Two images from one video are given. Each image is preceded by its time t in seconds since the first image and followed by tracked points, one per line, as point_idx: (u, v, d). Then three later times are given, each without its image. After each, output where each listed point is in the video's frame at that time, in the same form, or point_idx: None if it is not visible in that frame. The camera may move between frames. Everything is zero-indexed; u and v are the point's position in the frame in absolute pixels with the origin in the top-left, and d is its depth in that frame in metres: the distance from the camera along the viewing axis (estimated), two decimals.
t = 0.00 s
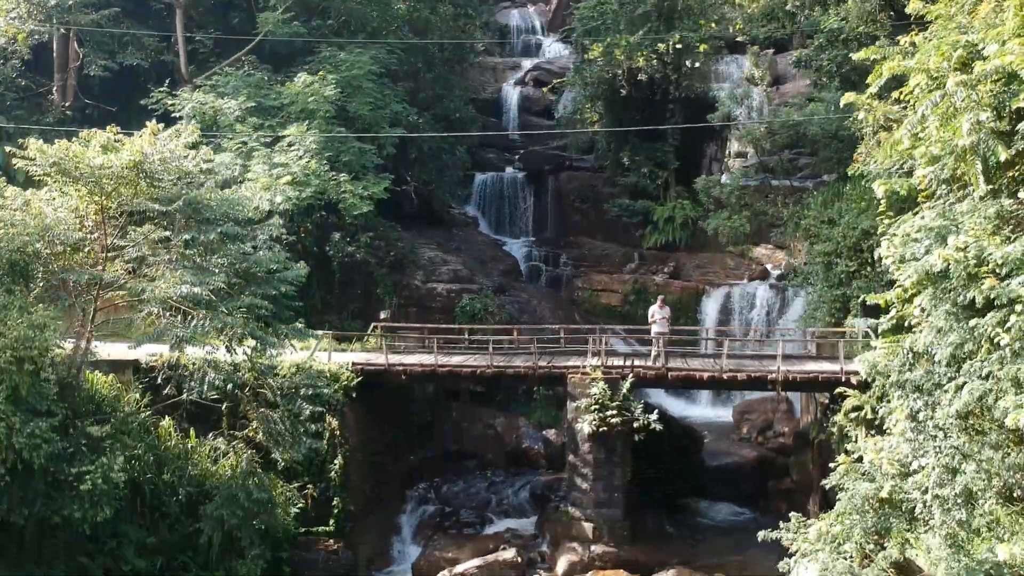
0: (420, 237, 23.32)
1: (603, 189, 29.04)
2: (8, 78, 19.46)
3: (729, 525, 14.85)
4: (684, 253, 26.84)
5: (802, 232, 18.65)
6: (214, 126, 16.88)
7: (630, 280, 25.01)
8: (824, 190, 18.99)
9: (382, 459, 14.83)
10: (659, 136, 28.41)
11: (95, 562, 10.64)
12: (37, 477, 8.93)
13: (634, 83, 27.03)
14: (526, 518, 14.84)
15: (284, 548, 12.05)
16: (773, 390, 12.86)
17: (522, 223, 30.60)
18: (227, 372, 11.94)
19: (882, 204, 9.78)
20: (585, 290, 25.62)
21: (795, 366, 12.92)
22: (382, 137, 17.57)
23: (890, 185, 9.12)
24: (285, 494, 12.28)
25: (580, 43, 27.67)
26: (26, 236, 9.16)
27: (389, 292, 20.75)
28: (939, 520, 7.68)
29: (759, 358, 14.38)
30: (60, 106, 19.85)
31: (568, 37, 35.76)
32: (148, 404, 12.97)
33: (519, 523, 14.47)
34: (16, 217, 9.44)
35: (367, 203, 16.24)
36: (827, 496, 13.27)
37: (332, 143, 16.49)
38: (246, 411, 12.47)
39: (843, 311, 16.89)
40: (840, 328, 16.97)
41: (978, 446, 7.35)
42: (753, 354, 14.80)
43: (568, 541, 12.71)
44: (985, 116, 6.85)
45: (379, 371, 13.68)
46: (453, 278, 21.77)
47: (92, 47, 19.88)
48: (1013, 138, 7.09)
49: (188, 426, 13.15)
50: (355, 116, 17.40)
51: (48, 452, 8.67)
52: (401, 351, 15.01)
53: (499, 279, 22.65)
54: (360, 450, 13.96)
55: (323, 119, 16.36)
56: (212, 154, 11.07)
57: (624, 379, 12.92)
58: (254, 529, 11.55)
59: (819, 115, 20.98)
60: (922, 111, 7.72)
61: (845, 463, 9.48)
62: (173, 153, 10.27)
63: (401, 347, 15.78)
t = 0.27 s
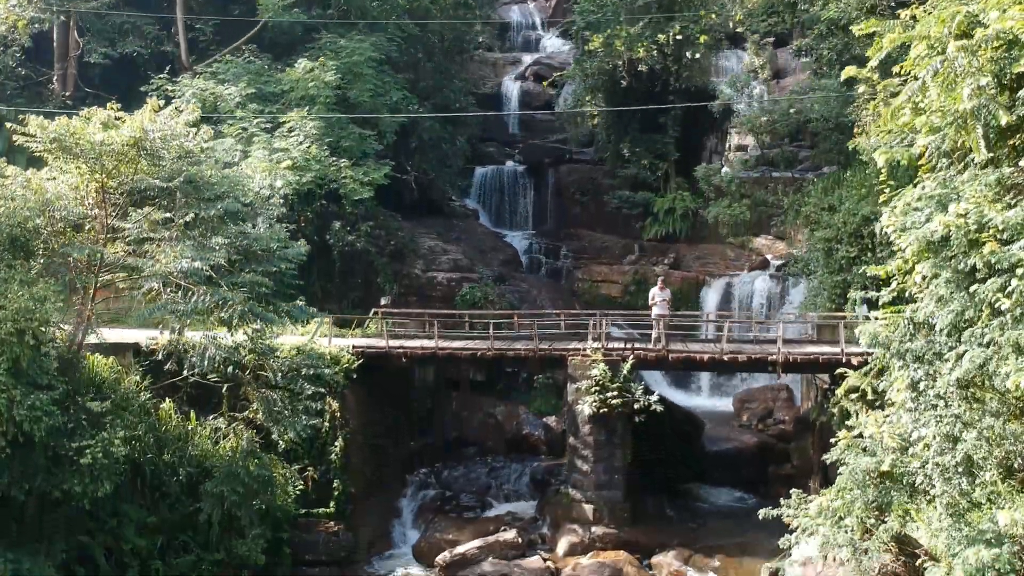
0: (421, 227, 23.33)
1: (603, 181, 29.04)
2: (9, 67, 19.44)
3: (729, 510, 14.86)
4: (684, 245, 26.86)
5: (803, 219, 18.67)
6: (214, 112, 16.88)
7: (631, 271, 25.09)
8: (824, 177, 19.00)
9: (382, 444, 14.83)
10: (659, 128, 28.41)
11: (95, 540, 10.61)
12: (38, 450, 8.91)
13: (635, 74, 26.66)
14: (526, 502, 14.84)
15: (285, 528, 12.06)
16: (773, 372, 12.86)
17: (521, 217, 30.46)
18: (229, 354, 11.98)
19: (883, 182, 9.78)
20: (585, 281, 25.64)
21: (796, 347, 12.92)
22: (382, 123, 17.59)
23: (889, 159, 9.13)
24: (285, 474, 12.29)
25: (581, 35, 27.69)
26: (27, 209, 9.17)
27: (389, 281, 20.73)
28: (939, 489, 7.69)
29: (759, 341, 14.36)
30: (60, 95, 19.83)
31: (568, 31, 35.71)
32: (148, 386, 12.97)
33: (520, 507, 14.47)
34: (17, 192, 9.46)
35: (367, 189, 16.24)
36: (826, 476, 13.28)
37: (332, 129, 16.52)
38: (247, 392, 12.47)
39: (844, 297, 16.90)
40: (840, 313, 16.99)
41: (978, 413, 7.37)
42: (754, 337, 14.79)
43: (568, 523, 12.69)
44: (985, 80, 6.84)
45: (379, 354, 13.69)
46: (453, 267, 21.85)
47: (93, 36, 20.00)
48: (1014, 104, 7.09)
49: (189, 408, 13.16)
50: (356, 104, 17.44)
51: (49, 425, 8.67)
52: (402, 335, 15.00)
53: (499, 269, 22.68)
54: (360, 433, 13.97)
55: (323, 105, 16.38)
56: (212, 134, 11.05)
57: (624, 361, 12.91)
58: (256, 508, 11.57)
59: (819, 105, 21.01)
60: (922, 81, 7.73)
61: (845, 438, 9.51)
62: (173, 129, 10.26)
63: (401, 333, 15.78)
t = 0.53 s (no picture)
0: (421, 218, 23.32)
1: (603, 174, 29.00)
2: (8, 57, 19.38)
3: (730, 495, 14.84)
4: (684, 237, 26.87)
5: (803, 208, 18.67)
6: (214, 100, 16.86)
7: (631, 263, 25.10)
8: (824, 167, 18.99)
9: (381, 429, 14.79)
10: (659, 120, 28.40)
11: (95, 521, 10.58)
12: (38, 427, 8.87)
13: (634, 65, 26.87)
14: (526, 488, 14.84)
15: (285, 511, 12.06)
16: (774, 355, 12.86)
17: (520, 209, 29.66)
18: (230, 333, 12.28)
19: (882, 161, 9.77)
20: (585, 273, 25.64)
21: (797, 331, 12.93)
22: (383, 111, 17.58)
23: (888, 135, 9.14)
24: (284, 457, 12.27)
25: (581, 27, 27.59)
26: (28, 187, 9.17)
27: (389, 271, 20.71)
28: (939, 461, 7.70)
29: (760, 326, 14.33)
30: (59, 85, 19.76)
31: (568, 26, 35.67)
32: (147, 370, 12.94)
33: (520, 493, 14.45)
34: (18, 170, 9.44)
35: (367, 176, 16.24)
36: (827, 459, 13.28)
37: (332, 117, 16.52)
38: (247, 375, 12.45)
39: (844, 285, 16.90)
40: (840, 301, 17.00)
41: (978, 385, 7.37)
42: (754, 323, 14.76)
43: (568, 507, 12.69)
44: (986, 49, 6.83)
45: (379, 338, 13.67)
46: (453, 257, 21.90)
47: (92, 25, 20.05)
48: (1014, 74, 7.09)
49: (188, 392, 13.13)
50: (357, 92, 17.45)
51: (49, 401, 8.64)
52: (402, 322, 14.98)
53: (499, 259, 22.69)
54: (360, 418, 13.96)
55: (324, 93, 16.37)
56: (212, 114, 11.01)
57: (624, 344, 12.90)
58: (256, 490, 11.57)
59: (819, 95, 21.04)
60: (922, 53, 7.72)
61: (845, 416, 9.51)
62: (171, 107, 10.22)
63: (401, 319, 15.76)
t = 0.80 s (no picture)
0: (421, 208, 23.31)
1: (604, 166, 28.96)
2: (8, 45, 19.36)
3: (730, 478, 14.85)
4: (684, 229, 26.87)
5: (804, 195, 18.67)
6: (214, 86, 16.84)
7: (630, 253, 25.10)
8: (824, 154, 19.00)
9: (382, 413, 14.80)
10: (659, 112, 28.41)
11: (95, 499, 10.55)
12: (37, 400, 8.86)
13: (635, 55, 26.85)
14: (526, 472, 14.85)
15: (286, 491, 12.08)
16: (774, 336, 12.88)
17: (520, 201, 29.45)
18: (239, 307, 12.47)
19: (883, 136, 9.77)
20: (585, 264, 25.64)
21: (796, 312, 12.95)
22: (383, 98, 17.58)
23: (888, 108, 9.13)
24: (283, 436, 12.29)
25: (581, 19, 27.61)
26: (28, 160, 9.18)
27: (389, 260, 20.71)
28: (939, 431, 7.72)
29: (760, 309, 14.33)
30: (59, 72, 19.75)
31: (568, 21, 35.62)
32: (147, 351, 12.93)
33: (519, 477, 14.46)
34: (18, 144, 9.44)
35: (367, 161, 16.24)
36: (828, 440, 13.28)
37: (332, 102, 16.50)
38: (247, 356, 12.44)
39: (844, 271, 16.91)
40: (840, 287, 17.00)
41: (979, 353, 7.39)
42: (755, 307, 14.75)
43: (568, 488, 12.70)
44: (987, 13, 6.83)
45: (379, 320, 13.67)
46: (453, 246, 21.93)
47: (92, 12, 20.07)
48: (1015, 39, 7.09)
49: (188, 374, 13.11)
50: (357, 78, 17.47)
51: (49, 373, 8.63)
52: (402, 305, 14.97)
53: (499, 249, 22.68)
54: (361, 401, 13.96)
55: (324, 78, 16.37)
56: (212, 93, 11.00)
57: (625, 325, 12.88)
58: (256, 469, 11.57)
59: (819, 84, 21.08)
60: (923, 22, 7.72)
61: (845, 390, 9.51)
62: (171, 83, 10.22)
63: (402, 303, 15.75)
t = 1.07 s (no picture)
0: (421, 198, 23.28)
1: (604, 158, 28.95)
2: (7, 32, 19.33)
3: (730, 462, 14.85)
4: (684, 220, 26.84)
5: (804, 182, 18.66)
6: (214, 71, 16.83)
7: (630, 244, 25.07)
8: (824, 141, 19.00)
9: (382, 397, 14.81)
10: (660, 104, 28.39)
11: (95, 476, 10.60)
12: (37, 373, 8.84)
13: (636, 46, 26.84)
14: (526, 456, 14.83)
15: (286, 471, 12.07)
16: (774, 317, 12.96)
17: (520, 194, 29.46)
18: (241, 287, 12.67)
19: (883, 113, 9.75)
20: (585, 255, 25.60)
21: (796, 293, 13.01)
22: (384, 83, 17.58)
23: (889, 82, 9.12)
24: (283, 416, 12.29)
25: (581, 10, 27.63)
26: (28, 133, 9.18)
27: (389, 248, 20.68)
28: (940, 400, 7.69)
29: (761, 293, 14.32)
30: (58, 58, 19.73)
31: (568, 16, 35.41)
32: (147, 333, 12.91)
33: (519, 459, 14.45)
34: (18, 118, 9.45)
35: (367, 146, 16.23)
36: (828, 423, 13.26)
37: (333, 87, 16.49)
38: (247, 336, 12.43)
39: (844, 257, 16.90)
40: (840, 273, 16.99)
41: (980, 319, 7.36)
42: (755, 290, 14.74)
43: (568, 469, 12.69)
44: None
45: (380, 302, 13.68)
46: (453, 235, 21.89)
47: None
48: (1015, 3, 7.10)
49: (188, 356, 13.08)
50: (357, 64, 17.50)
51: (49, 345, 8.64)
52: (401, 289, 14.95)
53: (499, 238, 22.66)
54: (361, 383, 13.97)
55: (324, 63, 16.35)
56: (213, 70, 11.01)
57: (625, 307, 12.87)
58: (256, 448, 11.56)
59: (819, 72, 21.08)
60: None
61: (846, 365, 9.49)
62: (172, 58, 10.22)
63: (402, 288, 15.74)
